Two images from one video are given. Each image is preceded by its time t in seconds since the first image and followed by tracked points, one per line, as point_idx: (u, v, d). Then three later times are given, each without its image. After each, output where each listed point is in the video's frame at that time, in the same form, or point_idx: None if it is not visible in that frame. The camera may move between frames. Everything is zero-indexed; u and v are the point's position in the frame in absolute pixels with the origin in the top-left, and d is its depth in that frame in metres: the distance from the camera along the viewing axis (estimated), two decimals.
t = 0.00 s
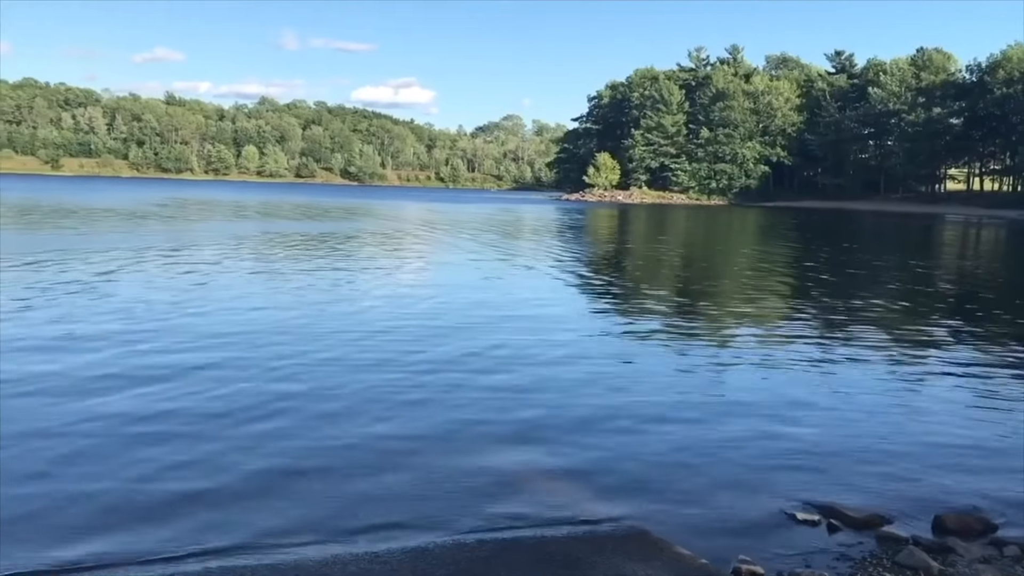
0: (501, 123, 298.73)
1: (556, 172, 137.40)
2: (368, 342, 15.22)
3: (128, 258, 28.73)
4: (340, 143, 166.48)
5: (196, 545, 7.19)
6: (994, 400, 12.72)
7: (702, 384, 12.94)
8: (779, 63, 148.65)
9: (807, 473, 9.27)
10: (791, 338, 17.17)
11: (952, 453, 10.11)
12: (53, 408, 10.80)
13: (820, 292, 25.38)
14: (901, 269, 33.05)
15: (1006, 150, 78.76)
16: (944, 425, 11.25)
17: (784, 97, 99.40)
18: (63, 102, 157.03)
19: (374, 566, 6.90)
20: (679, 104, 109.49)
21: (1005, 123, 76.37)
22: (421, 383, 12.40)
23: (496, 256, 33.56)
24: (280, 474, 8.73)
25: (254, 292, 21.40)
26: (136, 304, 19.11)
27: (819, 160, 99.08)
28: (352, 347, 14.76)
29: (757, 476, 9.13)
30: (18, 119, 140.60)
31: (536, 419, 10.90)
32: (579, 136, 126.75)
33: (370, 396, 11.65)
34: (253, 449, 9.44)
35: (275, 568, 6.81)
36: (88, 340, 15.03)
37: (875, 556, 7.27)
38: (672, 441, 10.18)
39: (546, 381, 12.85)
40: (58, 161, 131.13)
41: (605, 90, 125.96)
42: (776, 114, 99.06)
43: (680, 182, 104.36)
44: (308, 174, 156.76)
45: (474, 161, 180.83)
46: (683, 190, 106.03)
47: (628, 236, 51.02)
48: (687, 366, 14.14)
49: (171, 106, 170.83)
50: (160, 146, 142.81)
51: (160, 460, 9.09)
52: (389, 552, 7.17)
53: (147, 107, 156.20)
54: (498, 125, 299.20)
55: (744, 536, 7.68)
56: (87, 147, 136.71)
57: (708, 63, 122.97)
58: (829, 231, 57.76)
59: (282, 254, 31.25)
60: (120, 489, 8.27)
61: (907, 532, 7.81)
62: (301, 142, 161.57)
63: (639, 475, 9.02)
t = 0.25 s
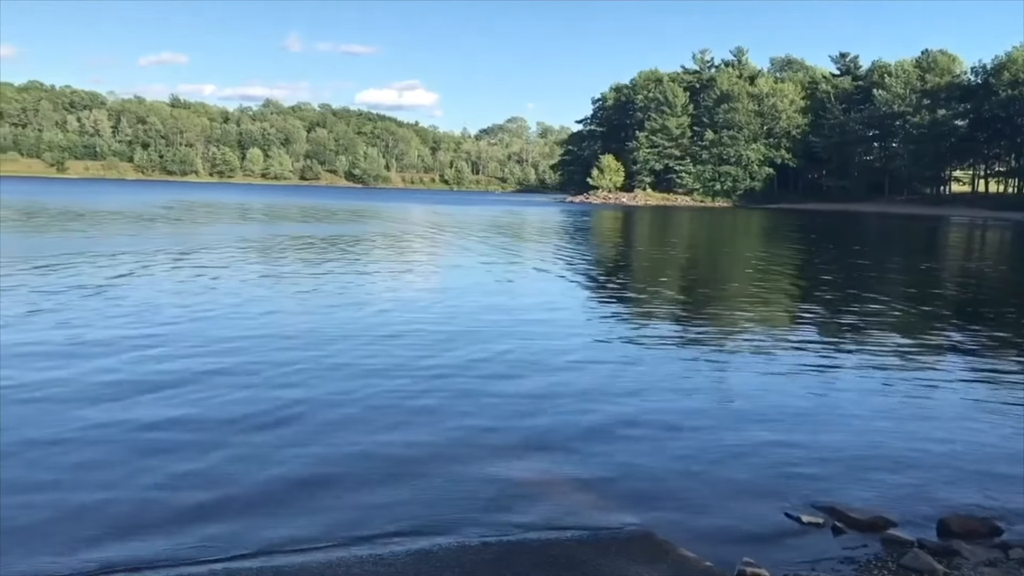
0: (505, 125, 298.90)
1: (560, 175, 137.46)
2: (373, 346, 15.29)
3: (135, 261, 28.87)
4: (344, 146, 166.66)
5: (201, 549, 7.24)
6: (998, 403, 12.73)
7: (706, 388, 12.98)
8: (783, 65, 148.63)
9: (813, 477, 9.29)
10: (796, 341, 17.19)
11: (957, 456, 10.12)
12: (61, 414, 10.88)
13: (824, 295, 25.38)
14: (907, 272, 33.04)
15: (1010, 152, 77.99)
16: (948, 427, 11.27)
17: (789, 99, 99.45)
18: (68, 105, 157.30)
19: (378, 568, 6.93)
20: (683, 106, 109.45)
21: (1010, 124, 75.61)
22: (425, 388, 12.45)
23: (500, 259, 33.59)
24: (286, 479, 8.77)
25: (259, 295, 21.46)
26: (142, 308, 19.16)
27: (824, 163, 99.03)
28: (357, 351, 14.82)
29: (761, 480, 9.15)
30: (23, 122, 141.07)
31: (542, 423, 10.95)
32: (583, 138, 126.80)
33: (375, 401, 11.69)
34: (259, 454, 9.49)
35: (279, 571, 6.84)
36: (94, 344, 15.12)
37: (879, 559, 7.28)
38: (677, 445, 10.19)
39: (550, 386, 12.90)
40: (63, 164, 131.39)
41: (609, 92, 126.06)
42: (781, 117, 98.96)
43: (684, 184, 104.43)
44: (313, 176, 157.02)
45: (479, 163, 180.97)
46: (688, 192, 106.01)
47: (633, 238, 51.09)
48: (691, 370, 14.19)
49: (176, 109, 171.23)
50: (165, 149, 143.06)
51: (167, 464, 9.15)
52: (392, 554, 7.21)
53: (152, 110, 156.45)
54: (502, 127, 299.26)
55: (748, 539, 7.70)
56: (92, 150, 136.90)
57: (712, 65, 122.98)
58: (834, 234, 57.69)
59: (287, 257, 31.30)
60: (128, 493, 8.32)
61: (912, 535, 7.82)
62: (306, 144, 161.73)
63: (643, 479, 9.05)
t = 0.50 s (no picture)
0: (511, 128, 299.10)
1: (566, 177, 137.50)
2: (378, 348, 15.29)
3: (141, 263, 28.93)
4: (351, 149, 167.09)
5: (204, 551, 7.24)
6: (1006, 405, 12.65)
7: (712, 389, 12.95)
8: (790, 67, 148.56)
9: (819, 478, 9.26)
10: (802, 344, 17.15)
11: (963, 458, 10.09)
12: (64, 413, 10.90)
13: (831, 297, 25.27)
14: (914, 274, 32.95)
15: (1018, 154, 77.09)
16: (955, 430, 11.23)
17: (796, 101, 99.31)
18: (75, 108, 157.98)
19: (382, 571, 6.92)
20: (690, 108, 109.38)
21: (1018, 126, 74.43)
22: (431, 389, 12.46)
23: (505, 262, 33.60)
24: (290, 482, 8.76)
25: (264, 297, 21.46)
26: (147, 308, 19.17)
27: (830, 165, 98.85)
28: (361, 353, 14.83)
29: (767, 481, 9.13)
30: (31, 125, 141.58)
31: (547, 424, 10.95)
32: (589, 141, 126.78)
33: (379, 401, 11.69)
34: (264, 455, 9.50)
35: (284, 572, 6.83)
36: (99, 343, 15.15)
37: (886, 562, 7.25)
38: (681, 447, 10.17)
39: (556, 387, 12.89)
40: (71, 167, 131.86)
41: (615, 95, 126.13)
42: (787, 119, 98.70)
43: (690, 186, 104.34)
44: (319, 179, 157.30)
45: (485, 166, 181.17)
46: (694, 194, 106.02)
47: (638, 241, 51.06)
48: (696, 372, 14.17)
49: (182, 112, 171.67)
50: (172, 152, 143.58)
51: (172, 463, 9.15)
52: (396, 556, 7.19)
53: (159, 113, 157.05)
54: (507, 130, 299.47)
55: (754, 540, 7.69)
56: (99, 152, 137.49)
57: (719, 68, 122.91)
58: (840, 236, 57.62)
59: (293, 260, 31.40)
60: (131, 494, 8.32)
61: (919, 538, 7.80)
62: (313, 147, 162.08)
63: (647, 481, 9.03)
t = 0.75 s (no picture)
0: (517, 130, 299.46)
1: (572, 178, 137.57)
2: (384, 352, 15.32)
3: (149, 264, 29.07)
4: (357, 151, 167.33)
5: (211, 556, 7.28)
6: (1014, 408, 12.61)
7: (718, 392, 12.96)
8: (796, 69, 148.50)
9: (826, 481, 9.26)
10: (809, 346, 17.13)
11: (970, 461, 10.08)
12: (72, 418, 10.94)
13: (838, 299, 25.21)
14: (922, 275, 32.89)
15: None
16: (962, 433, 11.22)
17: (802, 102, 99.20)
18: (82, 110, 158.71)
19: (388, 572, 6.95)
20: (696, 110, 109.37)
21: None
22: (437, 393, 12.50)
23: (511, 263, 33.60)
24: (297, 486, 8.81)
25: (271, 299, 21.52)
26: (154, 311, 19.24)
27: (837, 166, 98.69)
28: (368, 357, 14.86)
29: (773, 484, 9.13)
30: (39, 127, 142.21)
31: (553, 428, 10.97)
32: (595, 142, 126.84)
33: (387, 405, 11.73)
34: (271, 460, 9.54)
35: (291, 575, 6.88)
36: (105, 346, 15.19)
37: (893, 564, 7.24)
38: (688, 451, 10.19)
39: (563, 391, 12.91)
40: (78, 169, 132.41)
41: (621, 96, 126.22)
42: (794, 120, 98.58)
43: (696, 188, 104.36)
44: (325, 181, 157.62)
45: (491, 168, 181.30)
46: (700, 195, 106.02)
47: (645, 242, 51.09)
48: (703, 375, 14.18)
49: (189, 114, 172.23)
50: (178, 154, 144.04)
51: (180, 468, 9.19)
52: (402, 559, 7.21)
53: (166, 115, 157.59)
54: (513, 132, 299.76)
55: (760, 543, 7.68)
56: (106, 154, 138.02)
57: (725, 70, 122.89)
58: (847, 238, 57.53)
59: (300, 262, 31.48)
60: (140, 498, 8.37)
61: (926, 540, 7.79)
62: (319, 149, 162.33)
63: (654, 486, 9.04)
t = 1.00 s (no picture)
0: (524, 130, 299.54)
1: (578, 179, 137.55)
2: (392, 348, 15.36)
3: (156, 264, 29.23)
4: (364, 151, 167.48)
5: (217, 550, 7.30)
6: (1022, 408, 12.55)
7: (725, 390, 12.99)
8: (804, 69, 148.31)
9: (833, 480, 9.24)
10: (817, 346, 17.07)
11: (978, 461, 10.04)
12: (75, 413, 10.93)
13: (847, 300, 25.11)
14: (930, 276, 32.83)
15: None
16: (972, 432, 11.17)
17: (810, 103, 99.04)
18: (91, 111, 159.23)
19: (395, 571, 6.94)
20: (703, 110, 109.24)
21: None
22: (444, 390, 12.48)
23: (517, 263, 33.58)
24: (304, 483, 8.79)
25: (278, 298, 21.53)
26: (161, 309, 19.26)
27: (844, 167, 98.44)
28: (375, 354, 14.85)
29: (780, 483, 9.09)
30: (47, 127, 142.77)
31: (559, 424, 10.98)
32: (602, 142, 126.77)
33: (393, 403, 11.72)
34: (278, 456, 9.55)
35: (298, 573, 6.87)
36: (114, 343, 15.23)
37: (901, 566, 7.22)
38: (696, 449, 10.13)
39: (570, 388, 12.90)
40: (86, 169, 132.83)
41: (628, 96, 126.20)
42: (802, 120, 98.37)
43: (704, 188, 104.24)
44: (333, 181, 157.82)
45: (498, 168, 181.39)
46: (708, 196, 105.87)
47: (652, 242, 50.99)
48: (709, 373, 14.19)
49: (197, 115, 172.79)
50: (186, 154, 144.40)
51: (186, 464, 9.18)
52: (410, 557, 7.21)
53: (174, 115, 157.98)
54: (520, 132, 299.80)
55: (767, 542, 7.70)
56: (114, 155, 138.45)
57: (732, 70, 122.75)
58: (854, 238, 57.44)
59: (306, 262, 31.50)
60: (146, 494, 8.36)
61: (934, 541, 7.76)
62: (326, 149, 162.53)
63: (664, 483, 9.02)
